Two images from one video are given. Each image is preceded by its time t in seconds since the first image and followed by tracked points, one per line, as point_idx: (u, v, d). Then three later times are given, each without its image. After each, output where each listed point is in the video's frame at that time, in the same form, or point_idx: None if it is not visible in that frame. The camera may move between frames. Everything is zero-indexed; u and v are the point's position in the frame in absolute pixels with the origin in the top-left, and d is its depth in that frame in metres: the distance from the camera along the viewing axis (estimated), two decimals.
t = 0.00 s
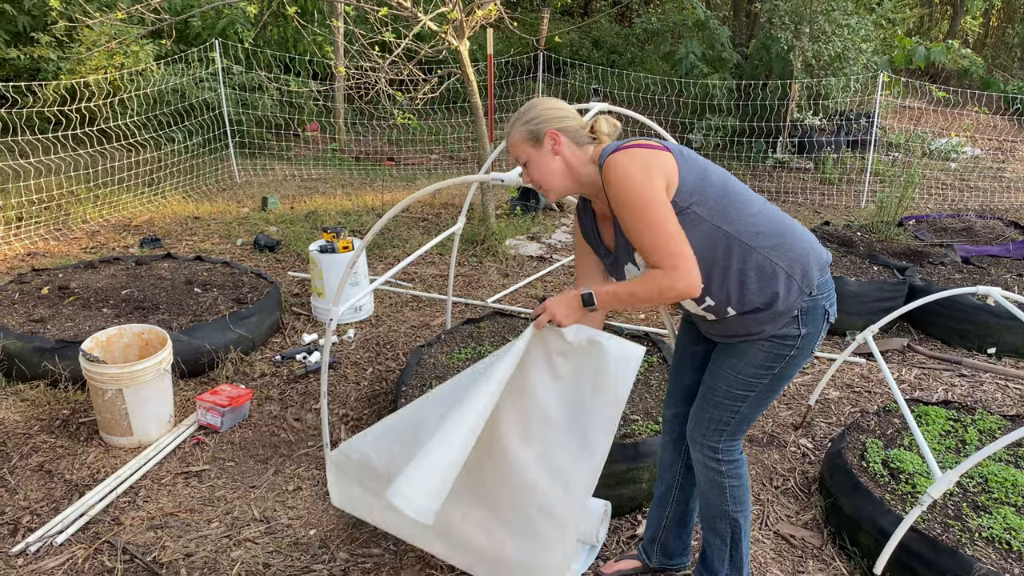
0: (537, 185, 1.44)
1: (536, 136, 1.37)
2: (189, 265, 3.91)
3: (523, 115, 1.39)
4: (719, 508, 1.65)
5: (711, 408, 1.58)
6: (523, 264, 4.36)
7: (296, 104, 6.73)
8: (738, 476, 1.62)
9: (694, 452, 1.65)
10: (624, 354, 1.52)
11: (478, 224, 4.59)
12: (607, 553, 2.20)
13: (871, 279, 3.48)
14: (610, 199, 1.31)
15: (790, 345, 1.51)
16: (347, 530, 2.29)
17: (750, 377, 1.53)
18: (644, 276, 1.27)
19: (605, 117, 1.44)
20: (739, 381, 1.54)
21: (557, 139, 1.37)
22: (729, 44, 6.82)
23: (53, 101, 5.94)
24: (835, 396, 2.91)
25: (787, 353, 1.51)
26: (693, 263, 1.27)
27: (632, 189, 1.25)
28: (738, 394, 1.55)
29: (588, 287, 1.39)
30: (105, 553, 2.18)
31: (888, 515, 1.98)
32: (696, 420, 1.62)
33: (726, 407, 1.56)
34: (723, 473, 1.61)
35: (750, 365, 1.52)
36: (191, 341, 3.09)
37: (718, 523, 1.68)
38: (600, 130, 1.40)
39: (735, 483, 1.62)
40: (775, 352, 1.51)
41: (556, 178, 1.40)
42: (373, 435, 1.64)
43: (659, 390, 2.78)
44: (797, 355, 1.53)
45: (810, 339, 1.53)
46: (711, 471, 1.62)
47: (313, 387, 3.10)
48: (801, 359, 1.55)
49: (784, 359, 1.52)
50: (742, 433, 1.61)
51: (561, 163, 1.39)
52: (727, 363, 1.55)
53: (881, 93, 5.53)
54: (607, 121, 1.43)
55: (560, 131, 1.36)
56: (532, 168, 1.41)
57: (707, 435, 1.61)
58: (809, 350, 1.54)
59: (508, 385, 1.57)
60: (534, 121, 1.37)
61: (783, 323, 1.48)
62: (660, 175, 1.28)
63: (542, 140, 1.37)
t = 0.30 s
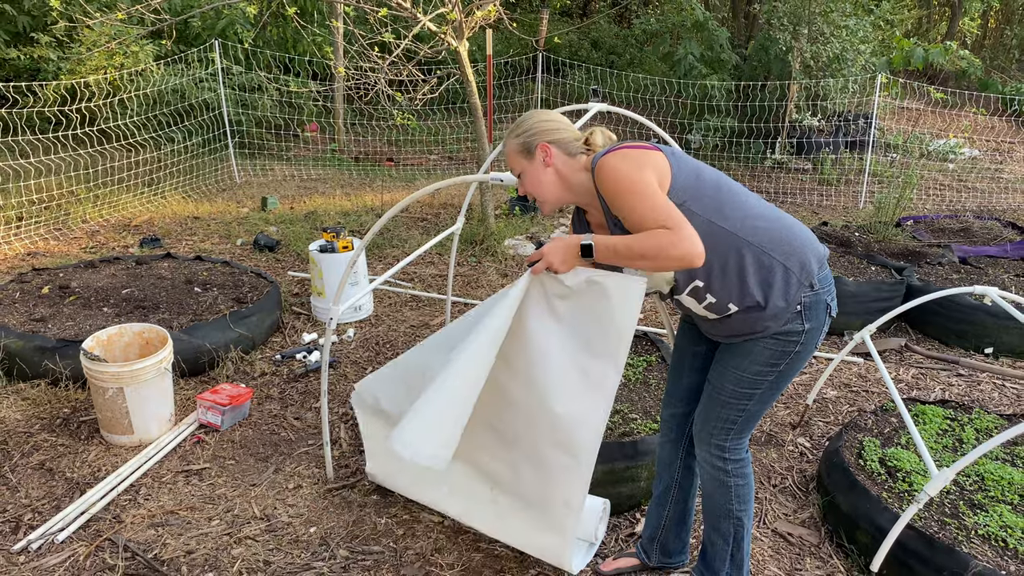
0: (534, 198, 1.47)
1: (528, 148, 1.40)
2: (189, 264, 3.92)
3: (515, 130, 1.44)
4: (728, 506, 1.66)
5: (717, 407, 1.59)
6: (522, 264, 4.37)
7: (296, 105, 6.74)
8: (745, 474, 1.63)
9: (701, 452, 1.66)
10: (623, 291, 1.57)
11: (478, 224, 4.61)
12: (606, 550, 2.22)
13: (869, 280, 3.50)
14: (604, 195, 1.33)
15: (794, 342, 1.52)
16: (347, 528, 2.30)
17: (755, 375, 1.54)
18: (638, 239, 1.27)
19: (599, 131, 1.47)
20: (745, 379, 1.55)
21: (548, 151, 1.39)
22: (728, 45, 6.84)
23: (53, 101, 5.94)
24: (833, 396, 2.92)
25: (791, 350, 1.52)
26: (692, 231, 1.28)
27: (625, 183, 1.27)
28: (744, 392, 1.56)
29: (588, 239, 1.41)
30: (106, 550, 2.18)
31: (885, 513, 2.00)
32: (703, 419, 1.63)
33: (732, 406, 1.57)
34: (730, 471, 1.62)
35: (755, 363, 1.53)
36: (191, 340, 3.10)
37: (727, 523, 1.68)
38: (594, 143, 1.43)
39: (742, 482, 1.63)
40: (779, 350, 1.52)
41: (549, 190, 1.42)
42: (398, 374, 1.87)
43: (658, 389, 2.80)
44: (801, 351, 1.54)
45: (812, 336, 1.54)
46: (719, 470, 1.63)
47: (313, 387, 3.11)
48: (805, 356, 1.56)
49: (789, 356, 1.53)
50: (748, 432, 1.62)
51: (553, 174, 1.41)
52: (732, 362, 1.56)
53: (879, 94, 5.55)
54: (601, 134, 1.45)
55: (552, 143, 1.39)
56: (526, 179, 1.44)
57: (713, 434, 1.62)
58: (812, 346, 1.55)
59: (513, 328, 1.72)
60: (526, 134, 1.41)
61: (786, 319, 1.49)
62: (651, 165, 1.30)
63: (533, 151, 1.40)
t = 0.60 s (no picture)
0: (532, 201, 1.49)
1: (528, 153, 1.42)
2: (189, 265, 3.93)
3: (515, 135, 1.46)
4: (727, 505, 1.67)
5: (715, 407, 1.61)
6: (521, 264, 4.39)
7: (294, 106, 6.76)
8: (743, 473, 1.65)
9: (699, 452, 1.68)
10: (624, 302, 1.57)
11: (476, 224, 4.62)
12: (606, 549, 2.23)
13: (866, 280, 3.52)
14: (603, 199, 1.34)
15: (792, 344, 1.53)
16: (348, 527, 2.31)
17: (753, 376, 1.56)
18: (636, 241, 1.28)
19: (598, 134, 1.48)
20: (743, 380, 1.57)
21: (547, 157, 1.41)
22: (724, 47, 6.87)
23: (52, 102, 5.94)
24: (830, 395, 2.94)
25: (789, 352, 1.54)
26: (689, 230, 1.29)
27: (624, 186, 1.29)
28: (742, 393, 1.58)
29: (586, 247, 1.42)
30: (108, 549, 2.19)
31: (883, 511, 2.01)
32: (701, 420, 1.65)
33: (731, 407, 1.59)
34: (728, 471, 1.64)
35: (753, 364, 1.55)
36: (192, 340, 3.11)
37: (725, 521, 1.70)
38: (593, 147, 1.44)
39: (740, 481, 1.65)
40: (777, 351, 1.54)
41: (548, 195, 1.44)
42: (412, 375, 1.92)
43: (657, 388, 2.81)
44: (799, 353, 1.56)
45: (810, 338, 1.56)
46: (716, 469, 1.65)
47: (313, 387, 3.13)
48: (803, 357, 1.58)
49: (787, 357, 1.55)
50: (746, 432, 1.64)
51: (552, 180, 1.42)
52: (730, 363, 1.58)
53: (875, 97, 5.58)
54: (600, 138, 1.47)
55: (551, 148, 1.41)
56: (525, 184, 1.46)
57: (711, 434, 1.63)
58: (810, 347, 1.56)
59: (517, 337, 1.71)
60: (525, 139, 1.42)
61: (784, 321, 1.51)
62: (649, 168, 1.32)
63: (532, 157, 1.42)
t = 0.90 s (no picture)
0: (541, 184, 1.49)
1: (540, 141, 1.42)
2: (188, 269, 3.93)
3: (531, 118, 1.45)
4: (718, 508, 1.70)
5: (707, 412, 1.64)
6: (519, 268, 4.42)
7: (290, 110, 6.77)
8: (735, 477, 1.67)
9: (691, 454, 1.71)
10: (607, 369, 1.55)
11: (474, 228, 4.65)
12: (608, 551, 2.25)
13: (862, 283, 3.55)
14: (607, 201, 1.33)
15: (787, 353, 1.56)
16: (351, 530, 2.32)
17: (746, 383, 1.59)
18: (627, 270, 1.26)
19: (614, 126, 1.48)
20: (735, 387, 1.59)
21: (559, 146, 1.41)
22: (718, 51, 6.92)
23: (48, 106, 5.94)
24: (828, 398, 2.97)
25: (783, 361, 1.56)
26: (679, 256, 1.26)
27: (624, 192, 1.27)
28: (733, 399, 1.61)
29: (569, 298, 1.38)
30: (112, 553, 2.20)
31: (883, 512, 2.04)
32: (693, 423, 1.67)
33: (722, 411, 1.62)
34: (720, 475, 1.67)
35: (746, 370, 1.58)
36: (192, 344, 3.11)
37: (717, 523, 1.72)
38: (606, 139, 1.44)
39: (731, 484, 1.67)
40: (771, 359, 1.57)
41: (557, 184, 1.45)
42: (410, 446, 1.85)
43: (656, 391, 2.84)
44: (793, 362, 1.58)
45: (805, 349, 1.58)
46: (707, 473, 1.68)
47: (313, 391, 3.14)
48: (796, 368, 1.60)
49: (780, 366, 1.57)
50: (737, 437, 1.67)
51: (563, 169, 1.43)
52: (724, 368, 1.61)
53: (869, 100, 5.63)
54: (615, 131, 1.46)
55: (564, 138, 1.40)
56: (535, 171, 1.46)
57: (702, 438, 1.66)
58: (804, 359, 1.59)
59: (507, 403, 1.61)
60: (540, 126, 1.41)
61: (780, 331, 1.53)
62: (656, 176, 1.30)
63: (545, 145, 1.42)
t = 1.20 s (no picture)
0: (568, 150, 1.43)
1: (578, 99, 1.35)
2: (184, 275, 3.93)
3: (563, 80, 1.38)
4: (710, 515, 1.72)
5: (698, 421, 1.66)
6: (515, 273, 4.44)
7: (284, 115, 6.78)
8: (726, 485, 1.70)
9: (683, 462, 1.73)
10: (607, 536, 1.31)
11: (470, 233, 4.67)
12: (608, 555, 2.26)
13: (856, 288, 3.59)
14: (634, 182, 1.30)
15: (777, 363, 1.58)
16: (353, 535, 2.33)
17: (736, 392, 1.61)
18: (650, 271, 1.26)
19: (651, 98, 1.42)
20: (725, 396, 1.61)
21: (598, 107, 1.36)
22: (711, 57, 6.99)
23: (41, 112, 5.93)
24: (824, 401, 3.00)
25: (773, 370, 1.59)
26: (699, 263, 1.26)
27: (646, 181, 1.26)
28: (724, 408, 1.62)
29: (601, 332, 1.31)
30: (113, 560, 2.20)
31: (881, 515, 2.07)
32: (684, 431, 1.69)
33: (712, 420, 1.64)
34: (712, 483, 1.69)
35: (736, 380, 1.60)
36: (190, 351, 3.11)
37: (709, 530, 1.75)
38: (643, 110, 1.39)
39: (722, 490, 1.69)
40: (761, 369, 1.59)
41: (586, 146, 1.40)
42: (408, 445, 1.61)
43: (654, 395, 2.86)
44: (783, 372, 1.60)
45: (797, 359, 1.60)
46: (698, 480, 1.70)
47: (313, 397, 3.14)
48: (787, 377, 1.62)
49: (771, 375, 1.59)
50: (728, 445, 1.68)
51: (596, 133, 1.38)
52: (716, 376, 1.63)
53: (860, 106, 5.69)
54: (651, 103, 1.41)
55: (603, 100, 1.35)
56: (565, 128, 1.39)
57: (693, 446, 1.68)
58: (796, 368, 1.61)
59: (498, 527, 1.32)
60: (580, 82, 1.35)
61: (772, 340, 1.55)
62: (682, 162, 1.27)
63: (583, 104, 1.36)
